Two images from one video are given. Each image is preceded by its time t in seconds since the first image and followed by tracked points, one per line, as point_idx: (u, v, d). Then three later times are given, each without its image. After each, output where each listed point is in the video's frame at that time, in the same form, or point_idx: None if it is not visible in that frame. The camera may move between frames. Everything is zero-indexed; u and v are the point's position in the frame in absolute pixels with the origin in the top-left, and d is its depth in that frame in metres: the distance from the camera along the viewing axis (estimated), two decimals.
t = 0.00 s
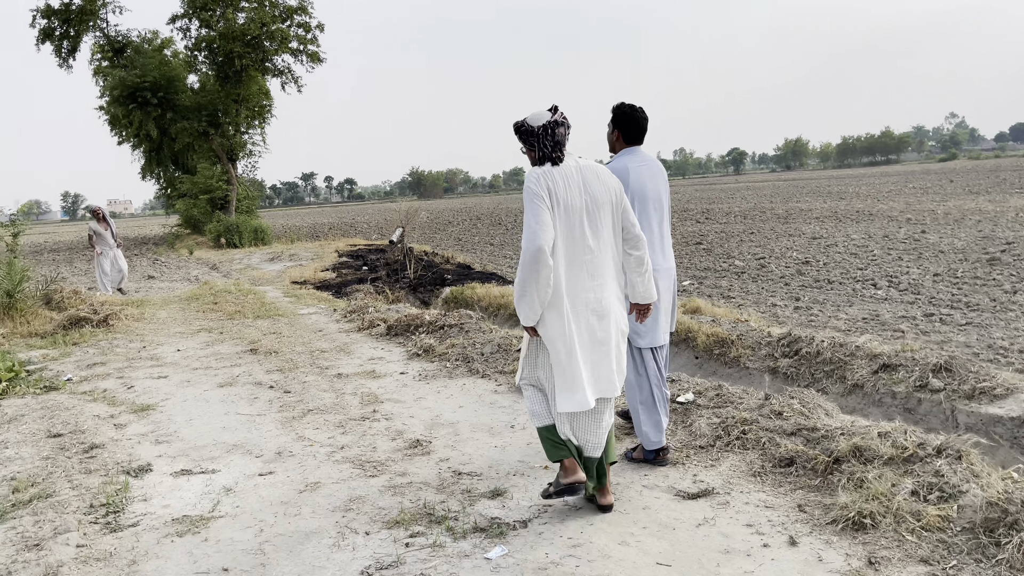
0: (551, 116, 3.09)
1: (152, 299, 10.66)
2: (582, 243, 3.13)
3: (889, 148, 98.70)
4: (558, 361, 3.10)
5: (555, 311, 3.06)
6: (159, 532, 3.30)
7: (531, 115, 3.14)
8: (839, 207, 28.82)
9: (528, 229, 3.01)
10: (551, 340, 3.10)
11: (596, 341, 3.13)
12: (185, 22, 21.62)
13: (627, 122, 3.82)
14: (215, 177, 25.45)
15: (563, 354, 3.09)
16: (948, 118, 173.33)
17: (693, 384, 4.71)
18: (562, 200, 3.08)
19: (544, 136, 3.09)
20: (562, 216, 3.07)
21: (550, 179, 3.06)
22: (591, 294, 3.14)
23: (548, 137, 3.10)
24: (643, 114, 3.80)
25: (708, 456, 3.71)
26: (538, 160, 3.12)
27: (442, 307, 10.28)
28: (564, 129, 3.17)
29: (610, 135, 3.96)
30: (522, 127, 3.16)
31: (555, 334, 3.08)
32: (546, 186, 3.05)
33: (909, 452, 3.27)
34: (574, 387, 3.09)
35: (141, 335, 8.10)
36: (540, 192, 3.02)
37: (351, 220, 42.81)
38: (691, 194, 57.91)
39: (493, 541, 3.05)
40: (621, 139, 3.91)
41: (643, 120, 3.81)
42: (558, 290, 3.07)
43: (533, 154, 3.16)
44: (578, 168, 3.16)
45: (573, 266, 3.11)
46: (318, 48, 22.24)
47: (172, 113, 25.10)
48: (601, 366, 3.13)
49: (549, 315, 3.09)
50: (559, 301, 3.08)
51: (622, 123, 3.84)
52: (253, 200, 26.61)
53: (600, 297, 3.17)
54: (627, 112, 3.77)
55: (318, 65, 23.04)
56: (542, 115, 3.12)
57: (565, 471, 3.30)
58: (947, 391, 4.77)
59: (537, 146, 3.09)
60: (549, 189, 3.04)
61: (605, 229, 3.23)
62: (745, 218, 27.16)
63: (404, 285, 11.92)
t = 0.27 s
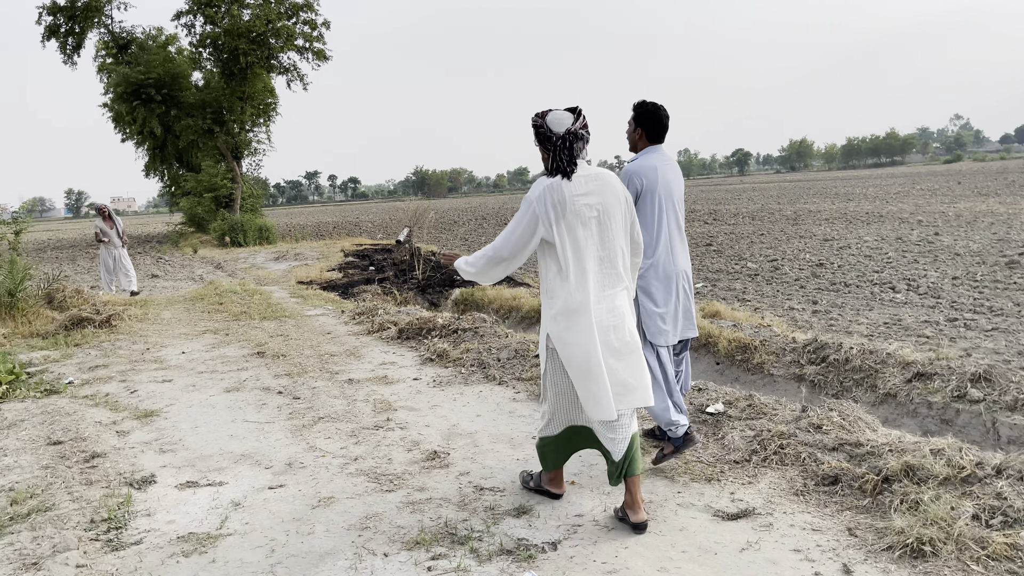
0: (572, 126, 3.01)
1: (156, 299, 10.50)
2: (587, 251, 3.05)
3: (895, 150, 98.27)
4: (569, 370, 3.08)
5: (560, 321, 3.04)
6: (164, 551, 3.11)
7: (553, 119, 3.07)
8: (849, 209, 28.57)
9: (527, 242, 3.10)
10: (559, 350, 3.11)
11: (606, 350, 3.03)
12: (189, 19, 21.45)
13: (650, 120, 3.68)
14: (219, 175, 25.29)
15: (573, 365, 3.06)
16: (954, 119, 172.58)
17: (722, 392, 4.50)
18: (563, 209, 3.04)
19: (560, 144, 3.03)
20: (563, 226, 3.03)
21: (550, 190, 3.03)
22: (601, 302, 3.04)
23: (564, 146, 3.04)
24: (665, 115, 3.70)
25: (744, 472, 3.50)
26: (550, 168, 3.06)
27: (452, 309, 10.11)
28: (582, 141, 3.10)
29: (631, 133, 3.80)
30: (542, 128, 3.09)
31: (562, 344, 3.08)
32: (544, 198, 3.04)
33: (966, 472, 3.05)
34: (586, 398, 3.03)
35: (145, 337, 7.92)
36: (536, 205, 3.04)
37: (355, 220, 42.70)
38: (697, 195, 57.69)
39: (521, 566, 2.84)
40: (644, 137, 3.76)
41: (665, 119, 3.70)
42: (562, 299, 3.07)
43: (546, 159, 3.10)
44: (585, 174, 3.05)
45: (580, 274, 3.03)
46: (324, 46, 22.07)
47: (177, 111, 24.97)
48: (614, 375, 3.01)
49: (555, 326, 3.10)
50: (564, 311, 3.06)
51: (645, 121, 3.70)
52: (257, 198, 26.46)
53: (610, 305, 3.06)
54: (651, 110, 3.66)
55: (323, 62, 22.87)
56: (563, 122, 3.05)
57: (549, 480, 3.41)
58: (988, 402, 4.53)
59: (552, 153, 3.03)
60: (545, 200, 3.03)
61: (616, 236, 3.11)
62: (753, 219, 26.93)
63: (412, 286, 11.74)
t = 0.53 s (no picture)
0: (575, 122, 3.09)
1: (156, 297, 10.28)
2: (573, 242, 3.18)
3: (896, 151, 98.05)
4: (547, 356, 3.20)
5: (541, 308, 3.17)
6: (165, 571, 2.89)
7: (557, 112, 3.14)
8: (854, 210, 28.35)
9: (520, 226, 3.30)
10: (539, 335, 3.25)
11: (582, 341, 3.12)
12: (190, 14, 21.20)
13: (658, 117, 3.67)
14: (220, 171, 25.03)
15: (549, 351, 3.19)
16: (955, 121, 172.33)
17: (751, 401, 4.29)
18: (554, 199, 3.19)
19: (562, 138, 3.11)
20: (552, 215, 3.18)
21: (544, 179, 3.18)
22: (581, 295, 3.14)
23: (565, 140, 3.13)
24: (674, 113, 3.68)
25: (782, 488, 3.29)
26: (549, 161, 3.16)
27: (458, 309, 9.90)
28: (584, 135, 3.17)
29: (639, 131, 3.79)
30: (545, 118, 3.16)
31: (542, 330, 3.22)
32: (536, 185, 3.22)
33: None
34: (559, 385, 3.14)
35: (144, 336, 7.70)
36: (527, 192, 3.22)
37: (356, 218, 42.43)
38: (699, 195, 57.47)
39: None
40: (653, 135, 3.74)
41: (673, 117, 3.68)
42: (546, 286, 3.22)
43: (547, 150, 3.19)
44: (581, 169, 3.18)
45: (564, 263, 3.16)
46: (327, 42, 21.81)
47: (177, 106, 24.72)
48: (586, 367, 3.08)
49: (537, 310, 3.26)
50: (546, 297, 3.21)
51: (653, 118, 3.68)
52: (258, 195, 26.21)
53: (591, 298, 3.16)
54: (659, 107, 3.63)
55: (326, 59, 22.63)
56: (566, 118, 3.12)
57: (575, 496, 3.21)
58: None
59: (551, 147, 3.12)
60: (537, 188, 3.19)
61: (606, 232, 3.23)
62: (758, 220, 26.71)
63: (416, 286, 11.52)
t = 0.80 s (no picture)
0: (588, 129, 3.08)
1: (158, 300, 10.06)
2: (579, 248, 3.16)
3: (899, 154, 97.82)
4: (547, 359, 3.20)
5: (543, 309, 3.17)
6: None
7: (569, 118, 3.11)
8: (861, 213, 28.13)
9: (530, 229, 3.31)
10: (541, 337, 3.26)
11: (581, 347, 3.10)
12: (193, 12, 20.99)
13: (644, 131, 3.60)
14: (222, 171, 24.81)
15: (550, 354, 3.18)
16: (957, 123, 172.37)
17: (786, 418, 4.06)
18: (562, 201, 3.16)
19: (572, 146, 3.11)
20: (558, 218, 3.17)
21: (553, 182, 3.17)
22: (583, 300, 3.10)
23: (577, 148, 3.12)
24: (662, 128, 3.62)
25: (831, 517, 3.06)
26: (559, 169, 3.17)
27: (466, 313, 9.67)
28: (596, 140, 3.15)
29: (625, 147, 3.72)
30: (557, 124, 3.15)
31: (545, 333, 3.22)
32: (543, 185, 3.19)
33: None
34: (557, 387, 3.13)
35: (146, 341, 7.47)
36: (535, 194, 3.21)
37: (357, 217, 42.24)
38: (702, 197, 57.25)
39: None
40: (639, 151, 3.67)
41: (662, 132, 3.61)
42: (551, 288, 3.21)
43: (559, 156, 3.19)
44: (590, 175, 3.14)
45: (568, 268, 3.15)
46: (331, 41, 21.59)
47: (179, 105, 24.52)
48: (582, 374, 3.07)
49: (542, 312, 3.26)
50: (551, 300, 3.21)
51: (641, 133, 3.60)
52: (260, 195, 25.99)
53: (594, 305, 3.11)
54: (648, 122, 3.56)
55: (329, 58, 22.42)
56: (579, 125, 3.09)
57: (609, 523, 3.00)
58: None
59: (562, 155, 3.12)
60: (545, 189, 3.18)
61: (616, 238, 3.18)
62: (763, 222, 26.47)
63: (422, 288, 11.29)
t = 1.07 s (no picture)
0: (605, 126, 3.07)
1: (160, 301, 9.86)
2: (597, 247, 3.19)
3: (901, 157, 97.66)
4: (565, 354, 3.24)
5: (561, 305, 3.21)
6: None
7: (585, 116, 3.11)
8: (867, 215, 27.95)
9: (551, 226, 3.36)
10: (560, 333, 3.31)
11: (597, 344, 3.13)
12: (196, 10, 20.79)
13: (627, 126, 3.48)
14: (224, 170, 24.62)
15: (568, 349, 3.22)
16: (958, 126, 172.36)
17: (826, 431, 3.86)
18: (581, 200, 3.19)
19: (591, 143, 3.10)
20: (578, 217, 3.20)
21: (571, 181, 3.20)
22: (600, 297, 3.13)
23: (595, 144, 3.11)
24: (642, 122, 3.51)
25: (888, 543, 2.85)
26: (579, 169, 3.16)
27: (475, 317, 9.47)
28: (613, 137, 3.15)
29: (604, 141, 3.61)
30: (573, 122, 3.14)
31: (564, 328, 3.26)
32: (562, 182, 3.23)
33: None
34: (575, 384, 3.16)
35: (148, 344, 7.27)
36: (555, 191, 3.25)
37: (359, 217, 42.07)
38: (704, 199, 57.05)
39: None
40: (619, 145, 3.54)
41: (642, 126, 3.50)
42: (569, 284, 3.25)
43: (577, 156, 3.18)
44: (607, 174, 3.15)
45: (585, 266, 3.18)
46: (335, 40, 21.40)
47: (182, 104, 24.34)
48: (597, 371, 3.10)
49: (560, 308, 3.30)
50: (570, 296, 3.25)
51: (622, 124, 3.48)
52: (263, 195, 25.82)
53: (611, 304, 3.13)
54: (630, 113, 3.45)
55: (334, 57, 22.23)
56: (596, 121, 3.09)
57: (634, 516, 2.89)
58: None
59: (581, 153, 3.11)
60: (565, 187, 3.21)
61: (635, 237, 3.20)
62: (769, 224, 26.29)
63: (429, 290, 11.10)
